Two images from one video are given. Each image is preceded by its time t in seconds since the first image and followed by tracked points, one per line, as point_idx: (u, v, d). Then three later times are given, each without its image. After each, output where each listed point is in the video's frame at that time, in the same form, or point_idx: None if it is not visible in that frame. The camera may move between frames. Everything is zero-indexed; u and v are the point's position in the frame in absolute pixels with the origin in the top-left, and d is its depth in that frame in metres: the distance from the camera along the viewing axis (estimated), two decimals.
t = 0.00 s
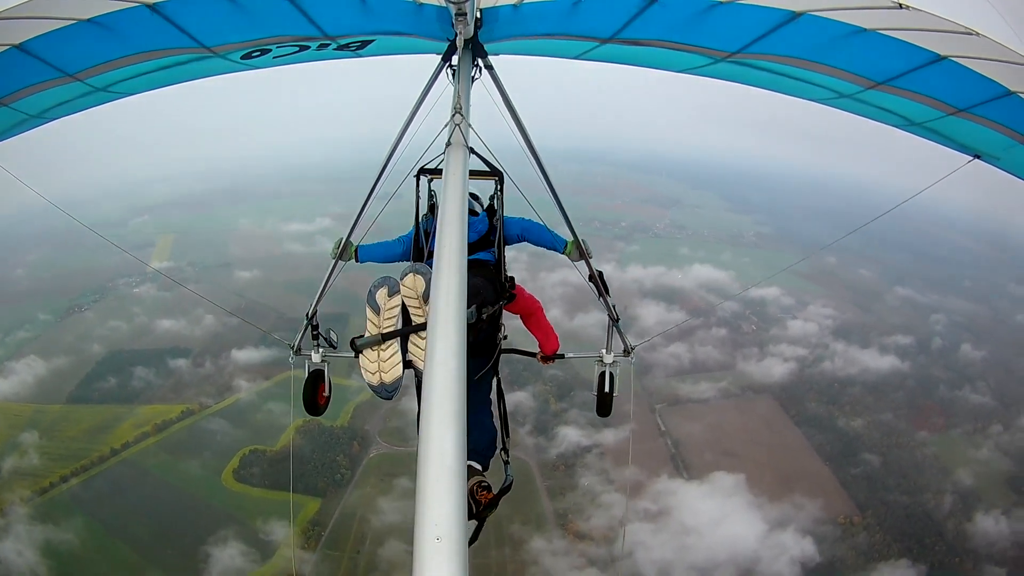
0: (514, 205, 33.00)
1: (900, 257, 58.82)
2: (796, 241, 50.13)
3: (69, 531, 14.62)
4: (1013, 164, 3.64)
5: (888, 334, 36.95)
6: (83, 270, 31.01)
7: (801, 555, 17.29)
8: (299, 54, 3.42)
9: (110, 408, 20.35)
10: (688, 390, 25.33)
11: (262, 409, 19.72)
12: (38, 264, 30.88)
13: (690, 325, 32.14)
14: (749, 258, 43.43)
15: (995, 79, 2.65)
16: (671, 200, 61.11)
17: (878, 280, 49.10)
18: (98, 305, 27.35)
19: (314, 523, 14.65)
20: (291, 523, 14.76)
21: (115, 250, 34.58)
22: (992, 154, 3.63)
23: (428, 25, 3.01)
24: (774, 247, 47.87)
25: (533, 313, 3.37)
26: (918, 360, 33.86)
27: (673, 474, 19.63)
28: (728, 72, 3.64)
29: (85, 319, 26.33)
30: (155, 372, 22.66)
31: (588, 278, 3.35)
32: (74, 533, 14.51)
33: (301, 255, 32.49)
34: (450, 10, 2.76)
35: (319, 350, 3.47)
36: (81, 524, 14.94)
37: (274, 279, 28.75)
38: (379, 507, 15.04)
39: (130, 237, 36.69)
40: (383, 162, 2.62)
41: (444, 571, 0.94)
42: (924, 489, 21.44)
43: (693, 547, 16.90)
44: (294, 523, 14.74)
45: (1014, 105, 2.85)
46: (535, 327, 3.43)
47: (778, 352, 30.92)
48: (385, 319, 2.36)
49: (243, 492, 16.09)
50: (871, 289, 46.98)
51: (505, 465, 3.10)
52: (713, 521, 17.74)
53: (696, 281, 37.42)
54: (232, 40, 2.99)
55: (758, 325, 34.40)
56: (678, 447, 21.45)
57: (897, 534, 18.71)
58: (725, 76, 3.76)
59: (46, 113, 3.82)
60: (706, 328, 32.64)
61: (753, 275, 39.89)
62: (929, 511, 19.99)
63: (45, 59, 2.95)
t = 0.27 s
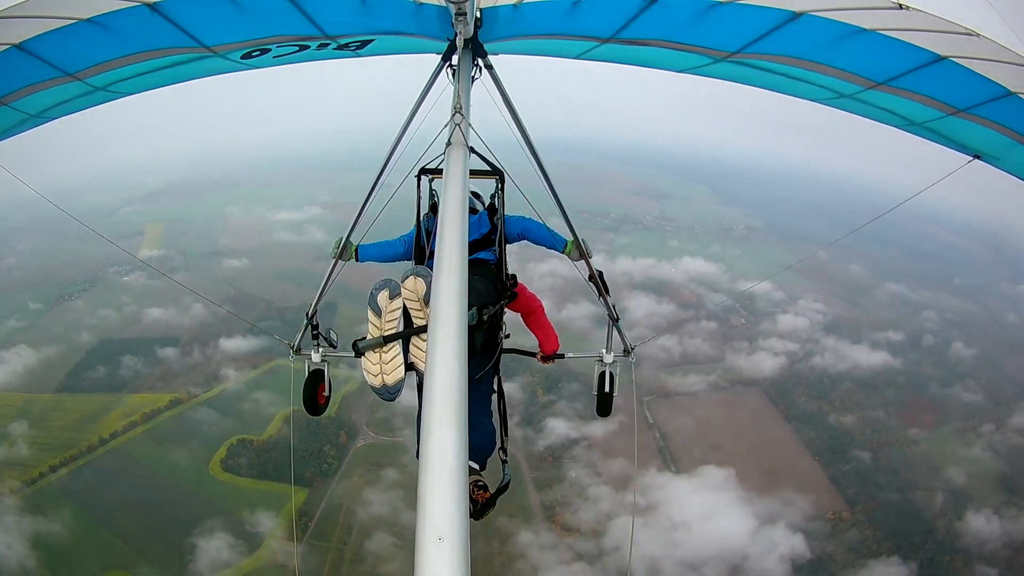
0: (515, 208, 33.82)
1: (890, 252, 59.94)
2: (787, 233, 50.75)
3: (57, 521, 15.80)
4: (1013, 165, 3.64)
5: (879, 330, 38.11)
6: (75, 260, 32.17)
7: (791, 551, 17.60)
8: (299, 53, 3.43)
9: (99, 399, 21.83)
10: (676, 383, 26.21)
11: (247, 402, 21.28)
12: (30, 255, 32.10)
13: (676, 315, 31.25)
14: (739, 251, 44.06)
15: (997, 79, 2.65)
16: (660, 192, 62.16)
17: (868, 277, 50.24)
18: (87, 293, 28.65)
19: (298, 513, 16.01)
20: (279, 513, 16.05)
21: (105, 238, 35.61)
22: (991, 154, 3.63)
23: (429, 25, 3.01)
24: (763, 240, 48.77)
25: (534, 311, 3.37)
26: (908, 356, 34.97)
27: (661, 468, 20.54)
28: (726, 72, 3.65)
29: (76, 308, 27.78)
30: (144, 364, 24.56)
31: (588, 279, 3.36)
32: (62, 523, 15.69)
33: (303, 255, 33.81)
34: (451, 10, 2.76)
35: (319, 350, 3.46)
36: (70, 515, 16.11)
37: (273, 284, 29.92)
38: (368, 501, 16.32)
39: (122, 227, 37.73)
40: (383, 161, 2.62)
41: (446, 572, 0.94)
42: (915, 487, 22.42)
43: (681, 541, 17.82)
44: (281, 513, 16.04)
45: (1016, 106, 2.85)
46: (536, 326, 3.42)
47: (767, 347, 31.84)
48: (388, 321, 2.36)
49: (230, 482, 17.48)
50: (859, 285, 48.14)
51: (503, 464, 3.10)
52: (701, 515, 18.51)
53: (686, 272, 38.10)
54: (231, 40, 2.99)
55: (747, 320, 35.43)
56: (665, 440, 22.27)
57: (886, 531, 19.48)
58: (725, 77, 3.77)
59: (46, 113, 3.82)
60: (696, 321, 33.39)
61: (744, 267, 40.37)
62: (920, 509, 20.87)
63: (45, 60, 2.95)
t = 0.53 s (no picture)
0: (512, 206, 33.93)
1: (883, 249, 60.14)
2: (781, 229, 50.92)
3: (48, 514, 15.76)
4: (1014, 165, 3.64)
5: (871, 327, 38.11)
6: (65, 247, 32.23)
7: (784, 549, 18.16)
8: (299, 53, 3.43)
9: (89, 387, 21.90)
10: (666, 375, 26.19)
11: (237, 390, 21.55)
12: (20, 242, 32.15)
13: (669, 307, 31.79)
14: (733, 246, 44.21)
15: (996, 80, 2.65)
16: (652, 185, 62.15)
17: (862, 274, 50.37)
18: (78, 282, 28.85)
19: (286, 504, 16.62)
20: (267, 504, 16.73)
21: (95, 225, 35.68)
22: (992, 154, 3.63)
23: (429, 25, 3.02)
24: (755, 234, 48.85)
25: (535, 311, 3.36)
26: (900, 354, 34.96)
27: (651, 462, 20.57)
28: (727, 71, 3.65)
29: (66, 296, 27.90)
30: (134, 352, 24.78)
31: (589, 279, 3.35)
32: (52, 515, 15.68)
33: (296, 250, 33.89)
34: (451, 10, 2.76)
35: (319, 350, 3.46)
36: (59, 505, 16.18)
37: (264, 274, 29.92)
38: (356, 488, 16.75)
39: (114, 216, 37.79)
40: (382, 162, 2.63)
41: (444, 572, 0.94)
42: (908, 485, 22.35)
43: (672, 536, 18.07)
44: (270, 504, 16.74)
45: (1016, 106, 2.84)
46: (537, 326, 3.43)
47: (758, 342, 31.79)
48: (389, 325, 2.39)
49: (219, 472, 18.12)
50: (852, 282, 48.28)
51: (518, 461, 3.09)
52: (694, 511, 18.61)
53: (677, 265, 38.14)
54: (232, 40, 3.00)
55: (739, 313, 35.48)
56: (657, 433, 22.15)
57: (879, 530, 19.57)
58: (726, 76, 3.77)
59: (45, 113, 3.82)
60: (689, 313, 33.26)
61: (737, 262, 40.59)
62: (912, 508, 21.01)
63: (46, 59, 2.95)
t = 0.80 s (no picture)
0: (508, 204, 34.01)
1: (877, 248, 60.27)
2: (776, 226, 51.11)
3: (40, 503, 15.87)
4: (1014, 165, 3.64)
5: (865, 325, 38.22)
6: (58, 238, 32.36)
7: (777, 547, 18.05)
8: (299, 53, 3.42)
9: (81, 377, 22.14)
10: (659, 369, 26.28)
11: (229, 380, 21.80)
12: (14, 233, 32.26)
13: (661, 302, 31.95)
14: (727, 243, 44.37)
15: (997, 80, 2.65)
16: (646, 180, 62.18)
17: (857, 272, 50.49)
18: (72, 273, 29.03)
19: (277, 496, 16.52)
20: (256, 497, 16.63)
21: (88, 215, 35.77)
22: (991, 154, 3.63)
23: (429, 25, 3.02)
24: (749, 230, 48.88)
25: (534, 311, 3.39)
26: (893, 353, 35.08)
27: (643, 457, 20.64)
28: (726, 72, 3.65)
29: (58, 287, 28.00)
30: (127, 344, 25.00)
31: (588, 278, 3.35)
32: (44, 505, 15.76)
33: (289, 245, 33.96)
34: (451, 10, 2.77)
35: (319, 350, 3.45)
36: (51, 498, 16.13)
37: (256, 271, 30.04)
38: (347, 482, 16.57)
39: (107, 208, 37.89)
40: (383, 161, 2.62)
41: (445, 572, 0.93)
42: (901, 483, 22.46)
43: (664, 533, 17.98)
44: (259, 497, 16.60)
45: (1017, 106, 2.84)
46: (536, 326, 3.42)
47: (752, 337, 31.85)
48: (398, 327, 2.35)
49: (210, 463, 18.08)
50: (847, 280, 48.46)
51: (530, 457, 3.07)
52: (687, 506, 18.64)
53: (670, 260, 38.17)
54: (232, 40, 3.00)
55: (732, 308, 35.59)
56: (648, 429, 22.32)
57: (872, 528, 19.60)
58: (725, 76, 3.77)
59: (46, 113, 3.82)
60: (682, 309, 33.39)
61: (732, 259, 40.76)
62: (904, 506, 21.02)
63: (46, 59, 2.95)
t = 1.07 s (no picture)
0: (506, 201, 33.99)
1: (876, 246, 60.28)
2: (775, 224, 51.07)
3: (33, 497, 16.08)
4: (1013, 165, 3.64)
5: (862, 324, 38.23)
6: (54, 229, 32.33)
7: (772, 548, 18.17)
8: (300, 53, 3.42)
9: (75, 368, 22.26)
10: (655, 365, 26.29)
11: (225, 372, 21.87)
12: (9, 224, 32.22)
13: (657, 299, 31.81)
14: (726, 240, 44.35)
15: (998, 81, 2.65)
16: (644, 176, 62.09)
17: (855, 271, 50.48)
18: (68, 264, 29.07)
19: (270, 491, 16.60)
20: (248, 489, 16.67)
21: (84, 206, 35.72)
22: (991, 154, 3.63)
23: (429, 25, 3.02)
24: (748, 227, 48.86)
25: (532, 312, 3.40)
26: (891, 352, 35.08)
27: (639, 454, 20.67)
28: (725, 71, 3.65)
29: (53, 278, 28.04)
30: (120, 336, 24.95)
31: (588, 278, 3.35)
32: (37, 499, 15.98)
33: (285, 236, 33.89)
34: (451, 10, 2.77)
35: (319, 350, 3.45)
36: (45, 490, 16.42)
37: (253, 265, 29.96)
38: (341, 476, 16.53)
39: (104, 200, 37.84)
40: (384, 159, 2.62)
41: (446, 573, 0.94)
42: (898, 485, 22.50)
43: (659, 531, 18.05)
44: (251, 490, 16.65)
45: (1015, 107, 2.85)
46: (535, 326, 3.42)
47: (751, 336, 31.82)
48: (407, 328, 2.33)
49: (203, 455, 18.17)
50: (846, 280, 48.47)
51: (528, 457, 3.06)
52: (683, 505, 18.61)
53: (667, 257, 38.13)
54: (233, 40, 3.00)
55: (730, 306, 35.60)
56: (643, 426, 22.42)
57: (867, 529, 19.66)
58: (724, 76, 3.77)
59: (46, 113, 3.82)
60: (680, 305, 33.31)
61: (730, 256, 40.75)
62: (900, 506, 21.04)
63: (46, 59, 2.95)
